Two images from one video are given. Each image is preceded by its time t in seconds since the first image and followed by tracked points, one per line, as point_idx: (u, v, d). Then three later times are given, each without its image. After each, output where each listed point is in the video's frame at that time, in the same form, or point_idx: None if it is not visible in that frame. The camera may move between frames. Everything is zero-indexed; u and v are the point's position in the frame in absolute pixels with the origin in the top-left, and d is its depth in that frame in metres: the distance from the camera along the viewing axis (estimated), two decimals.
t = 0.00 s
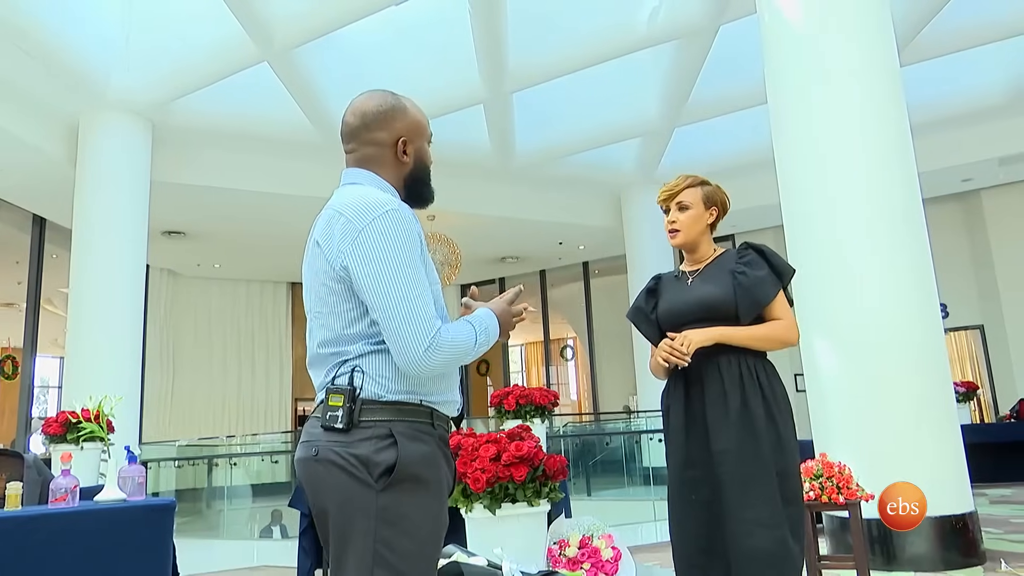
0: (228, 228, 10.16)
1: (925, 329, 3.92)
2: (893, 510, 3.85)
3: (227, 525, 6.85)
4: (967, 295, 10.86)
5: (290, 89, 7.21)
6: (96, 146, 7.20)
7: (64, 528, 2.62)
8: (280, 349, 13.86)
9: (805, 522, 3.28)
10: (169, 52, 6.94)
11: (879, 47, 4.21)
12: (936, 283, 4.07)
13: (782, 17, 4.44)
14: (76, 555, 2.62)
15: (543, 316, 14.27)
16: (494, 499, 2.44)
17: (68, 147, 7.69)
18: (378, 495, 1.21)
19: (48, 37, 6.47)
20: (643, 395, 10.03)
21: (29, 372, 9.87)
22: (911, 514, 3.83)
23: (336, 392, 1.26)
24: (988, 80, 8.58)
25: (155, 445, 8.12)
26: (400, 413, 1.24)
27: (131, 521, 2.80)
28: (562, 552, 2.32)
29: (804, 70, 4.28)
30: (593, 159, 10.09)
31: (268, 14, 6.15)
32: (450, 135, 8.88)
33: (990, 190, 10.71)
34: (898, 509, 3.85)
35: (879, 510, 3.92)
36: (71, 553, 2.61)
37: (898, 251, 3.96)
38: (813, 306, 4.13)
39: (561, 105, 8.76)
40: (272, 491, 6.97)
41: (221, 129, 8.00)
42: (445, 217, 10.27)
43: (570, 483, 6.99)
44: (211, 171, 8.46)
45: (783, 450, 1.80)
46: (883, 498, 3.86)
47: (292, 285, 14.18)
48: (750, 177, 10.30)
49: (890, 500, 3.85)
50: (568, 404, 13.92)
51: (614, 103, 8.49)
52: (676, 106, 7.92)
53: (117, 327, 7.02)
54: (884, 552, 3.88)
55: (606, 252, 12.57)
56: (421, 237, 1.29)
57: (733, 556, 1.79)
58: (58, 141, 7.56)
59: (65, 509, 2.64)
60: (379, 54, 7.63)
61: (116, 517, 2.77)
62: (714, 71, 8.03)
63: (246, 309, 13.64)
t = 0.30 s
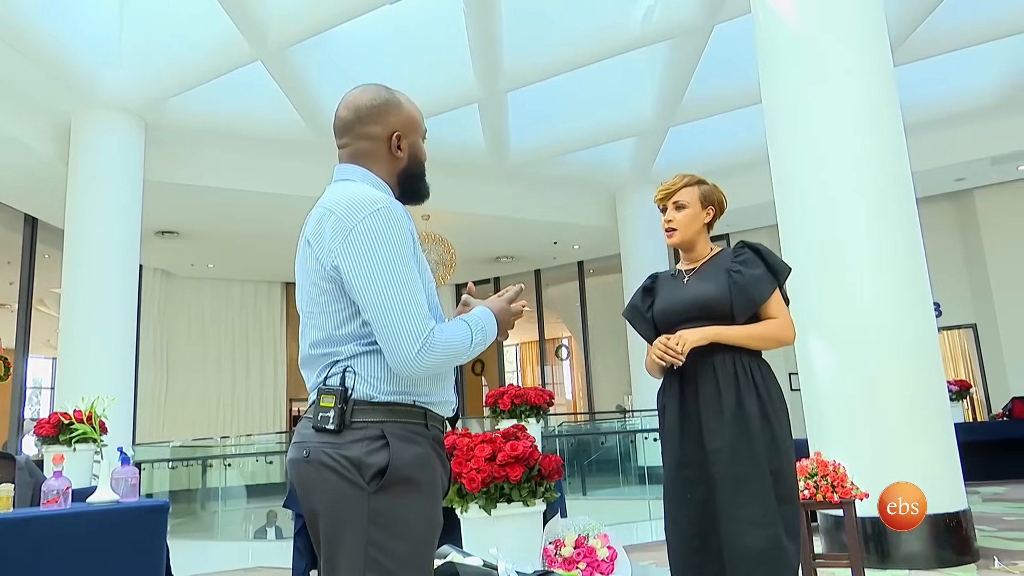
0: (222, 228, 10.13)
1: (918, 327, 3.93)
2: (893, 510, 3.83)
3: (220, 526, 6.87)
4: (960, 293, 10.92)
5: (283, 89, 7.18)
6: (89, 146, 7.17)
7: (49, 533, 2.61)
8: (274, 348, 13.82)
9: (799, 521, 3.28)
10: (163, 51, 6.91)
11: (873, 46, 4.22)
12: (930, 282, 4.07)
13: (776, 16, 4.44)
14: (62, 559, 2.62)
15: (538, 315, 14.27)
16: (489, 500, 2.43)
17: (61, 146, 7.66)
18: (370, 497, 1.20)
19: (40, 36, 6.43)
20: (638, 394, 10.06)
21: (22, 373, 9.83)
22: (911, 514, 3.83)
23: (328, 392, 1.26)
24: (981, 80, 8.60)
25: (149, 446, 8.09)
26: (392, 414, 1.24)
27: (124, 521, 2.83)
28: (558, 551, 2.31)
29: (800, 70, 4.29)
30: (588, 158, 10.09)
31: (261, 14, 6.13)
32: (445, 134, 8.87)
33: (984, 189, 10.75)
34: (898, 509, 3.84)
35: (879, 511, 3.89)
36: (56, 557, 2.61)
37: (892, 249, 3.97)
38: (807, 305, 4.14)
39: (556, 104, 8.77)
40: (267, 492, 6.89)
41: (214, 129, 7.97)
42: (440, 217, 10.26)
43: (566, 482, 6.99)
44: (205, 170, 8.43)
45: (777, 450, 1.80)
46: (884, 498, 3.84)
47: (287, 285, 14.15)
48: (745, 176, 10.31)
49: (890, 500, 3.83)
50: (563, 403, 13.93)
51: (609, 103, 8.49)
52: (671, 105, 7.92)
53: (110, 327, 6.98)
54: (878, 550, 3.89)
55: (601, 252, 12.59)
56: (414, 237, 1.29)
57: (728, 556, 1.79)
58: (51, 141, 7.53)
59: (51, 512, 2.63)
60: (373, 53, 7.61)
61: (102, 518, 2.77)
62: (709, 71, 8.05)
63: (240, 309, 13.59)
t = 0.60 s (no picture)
0: (212, 227, 10.08)
1: (909, 328, 3.95)
2: (893, 510, 3.83)
3: (212, 527, 6.81)
4: (950, 294, 10.99)
5: (275, 88, 7.15)
6: (78, 144, 7.12)
7: (34, 535, 2.58)
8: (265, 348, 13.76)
9: (790, 520, 3.29)
10: (153, 49, 6.88)
11: (864, 47, 4.24)
12: (920, 282, 4.10)
13: (768, 18, 4.46)
14: (48, 562, 2.60)
15: (531, 315, 14.27)
16: (482, 500, 2.43)
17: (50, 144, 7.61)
18: (362, 499, 1.19)
19: (30, 34, 6.38)
20: (630, 394, 10.07)
21: (10, 373, 9.76)
22: (911, 514, 3.84)
23: (320, 393, 1.25)
24: (972, 81, 8.65)
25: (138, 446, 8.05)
26: (385, 415, 1.23)
27: (113, 523, 2.82)
28: (551, 552, 2.31)
29: (792, 71, 4.30)
30: (580, 159, 10.09)
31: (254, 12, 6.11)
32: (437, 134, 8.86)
33: (974, 190, 10.80)
34: (898, 509, 3.83)
35: (879, 511, 3.87)
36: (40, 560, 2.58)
37: (883, 250, 3.99)
38: (799, 306, 4.15)
39: (549, 104, 8.77)
40: (256, 492, 6.92)
41: (205, 127, 7.93)
42: (432, 217, 10.25)
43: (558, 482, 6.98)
44: (196, 169, 8.39)
45: (768, 451, 1.80)
46: (884, 498, 3.84)
47: (278, 284, 14.10)
48: (737, 177, 10.34)
49: (890, 500, 3.83)
50: (555, 403, 13.93)
51: (601, 103, 8.50)
52: (663, 106, 7.93)
53: (100, 326, 6.94)
54: (869, 549, 3.90)
55: (593, 252, 12.60)
56: (408, 237, 1.28)
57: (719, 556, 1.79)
58: (39, 139, 7.47)
59: (37, 514, 2.61)
60: (365, 52, 7.59)
61: (87, 521, 2.74)
62: (701, 72, 8.07)
63: (231, 308, 13.53)
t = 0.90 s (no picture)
0: (204, 227, 10.04)
1: (901, 329, 3.98)
2: (893, 510, 3.86)
3: (203, 527, 6.78)
4: (940, 296, 11.07)
5: (268, 86, 7.14)
6: (69, 142, 7.08)
7: (22, 535, 2.58)
8: (257, 348, 13.73)
9: (783, 521, 3.31)
10: (146, 47, 6.86)
11: (856, 50, 4.26)
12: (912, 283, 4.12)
13: (762, 21, 4.48)
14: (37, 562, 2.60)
15: (524, 316, 14.28)
16: (474, 500, 2.43)
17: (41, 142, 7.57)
18: (354, 500, 1.20)
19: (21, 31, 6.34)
20: (622, 395, 10.10)
21: None
22: (911, 514, 3.88)
23: (313, 393, 1.25)
24: (963, 83, 8.70)
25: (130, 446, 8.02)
26: (379, 415, 1.23)
27: (106, 523, 2.82)
28: (543, 553, 2.32)
29: (784, 74, 4.32)
30: (574, 159, 10.11)
31: (247, 11, 6.10)
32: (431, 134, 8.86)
33: (965, 192, 10.87)
34: (898, 510, 3.86)
35: (879, 512, 3.89)
36: (29, 561, 2.58)
37: (875, 251, 4.01)
38: (792, 307, 4.17)
39: (542, 105, 8.79)
40: (250, 492, 6.85)
41: (198, 126, 7.90)
42: (425, 217, 10.25)
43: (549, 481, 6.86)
44: (189, 169, 8.37)
45: (759, 452, 1.81)
46: (884, 499, 3.86)
47: (270, 284, 14.06)
48: (730, 178, 10.38)
49: (891, 501, 3.85)
50: (548, 404, 13.95)
51: (595, 103, 8.50)
52: (656, 106, 7.96)
53: (91, 325, 6.91)
54: (860, 550, 3.93)
55: (586, 252, 12.63)
56: (406, 238, 1.28)
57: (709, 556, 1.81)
58: (31, 137, 7.43)
59: (27, 513, 2.62)
60: (358, 52, 7.58)
61: (79, 522, 2.74)
62: (694, 73, 8.10)
63: (223, 308, 13.49)
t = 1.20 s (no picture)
0: (199, 224, 10.01)
1: (898, 328, 3.99)
2: (893, 510, 3.86)
3: (198, 523, 6.80)
4: (933, 295, 11.12)
5: (264, 84, 7.12)
6: (64, 139, 7.05)
7: (16, 533, 2.57)
8: (252, 346, 13.70)
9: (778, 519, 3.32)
10: (142, 44, 6.83)
11: (853, 49, 4.27)
12: (908, 282, 4.13)
13: (759, 19, 4.48)
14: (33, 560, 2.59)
15: (519, 313, 14.29)
16: (471, 498, 2.43)
17: (36, 139, 7.53)
18: (354, 497, 1.19)
19: (15, 28, 6.31)
20: (617, 393, 10.11)
21: None
22: (911, 513, 3.89)
23: (312, 389, 1.25)
24: (958, 82, 8.72)
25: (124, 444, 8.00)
26: (378, 412, 1.23)
27: (101, 521, 2.81)
28: (540, 549, 2.31)
29: (782, 74, 4.33)
30: (570, 157, 10.11)
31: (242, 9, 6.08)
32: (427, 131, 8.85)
33: (959, 191, 10.89)
34: (898, 509, 3.87)
35: (879, 511, 3.89)
36: (23, 559, 2.57)
37: (872, 251, 4.02)
38: (790, 306, 4.17)
39: (537, 102, 8.79)
40: (246, 489, 6.87)
41: (194, 123, 7.88)
42: (421, 215, 10.24)
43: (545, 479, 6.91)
44: (185, 166, 8.35)
45: (756, 449, 1.82)
46: (884, 498, 3.86)
47: (265, 281, 14.02)
48: (726, 176, 10.40)
49: (890, 501, 3.86)
50: (543, 401, 13.96)
51: (591, 101, 8.50)
52: (652, 105, 7.96)
53: (86, 322, 6.88)
54: (855, 548, 3.95)
55: (581, 250, 12.64)
56: (406, 235, 1.28)
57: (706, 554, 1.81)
58: (25, 134, 7.40)
59: (21, 512, 2.60)
60: (355, 49, 7.56)
61: (75, 521, 2.74)
62: (690, 71, 8.11)
63: (218, 305, 13.46)
